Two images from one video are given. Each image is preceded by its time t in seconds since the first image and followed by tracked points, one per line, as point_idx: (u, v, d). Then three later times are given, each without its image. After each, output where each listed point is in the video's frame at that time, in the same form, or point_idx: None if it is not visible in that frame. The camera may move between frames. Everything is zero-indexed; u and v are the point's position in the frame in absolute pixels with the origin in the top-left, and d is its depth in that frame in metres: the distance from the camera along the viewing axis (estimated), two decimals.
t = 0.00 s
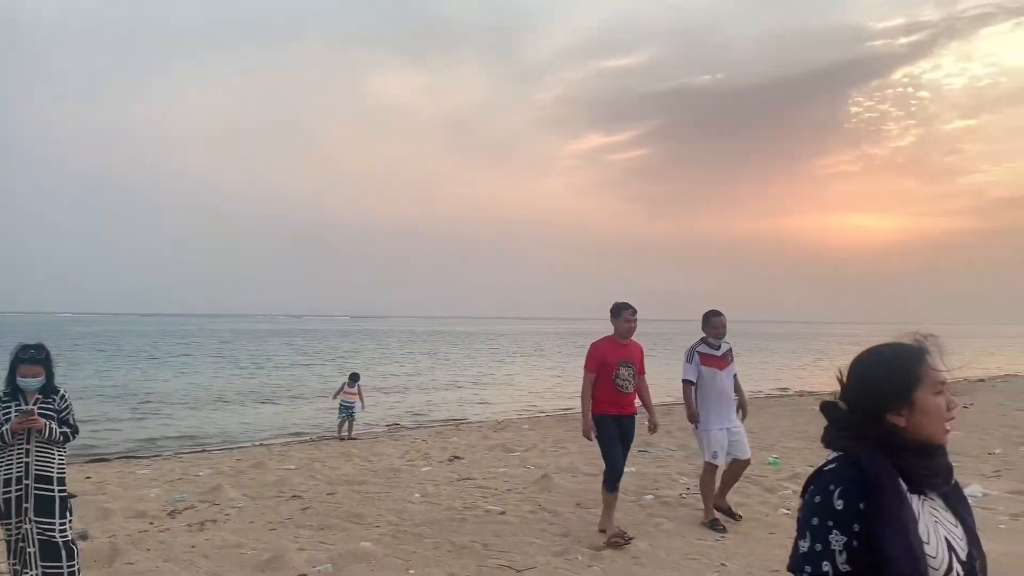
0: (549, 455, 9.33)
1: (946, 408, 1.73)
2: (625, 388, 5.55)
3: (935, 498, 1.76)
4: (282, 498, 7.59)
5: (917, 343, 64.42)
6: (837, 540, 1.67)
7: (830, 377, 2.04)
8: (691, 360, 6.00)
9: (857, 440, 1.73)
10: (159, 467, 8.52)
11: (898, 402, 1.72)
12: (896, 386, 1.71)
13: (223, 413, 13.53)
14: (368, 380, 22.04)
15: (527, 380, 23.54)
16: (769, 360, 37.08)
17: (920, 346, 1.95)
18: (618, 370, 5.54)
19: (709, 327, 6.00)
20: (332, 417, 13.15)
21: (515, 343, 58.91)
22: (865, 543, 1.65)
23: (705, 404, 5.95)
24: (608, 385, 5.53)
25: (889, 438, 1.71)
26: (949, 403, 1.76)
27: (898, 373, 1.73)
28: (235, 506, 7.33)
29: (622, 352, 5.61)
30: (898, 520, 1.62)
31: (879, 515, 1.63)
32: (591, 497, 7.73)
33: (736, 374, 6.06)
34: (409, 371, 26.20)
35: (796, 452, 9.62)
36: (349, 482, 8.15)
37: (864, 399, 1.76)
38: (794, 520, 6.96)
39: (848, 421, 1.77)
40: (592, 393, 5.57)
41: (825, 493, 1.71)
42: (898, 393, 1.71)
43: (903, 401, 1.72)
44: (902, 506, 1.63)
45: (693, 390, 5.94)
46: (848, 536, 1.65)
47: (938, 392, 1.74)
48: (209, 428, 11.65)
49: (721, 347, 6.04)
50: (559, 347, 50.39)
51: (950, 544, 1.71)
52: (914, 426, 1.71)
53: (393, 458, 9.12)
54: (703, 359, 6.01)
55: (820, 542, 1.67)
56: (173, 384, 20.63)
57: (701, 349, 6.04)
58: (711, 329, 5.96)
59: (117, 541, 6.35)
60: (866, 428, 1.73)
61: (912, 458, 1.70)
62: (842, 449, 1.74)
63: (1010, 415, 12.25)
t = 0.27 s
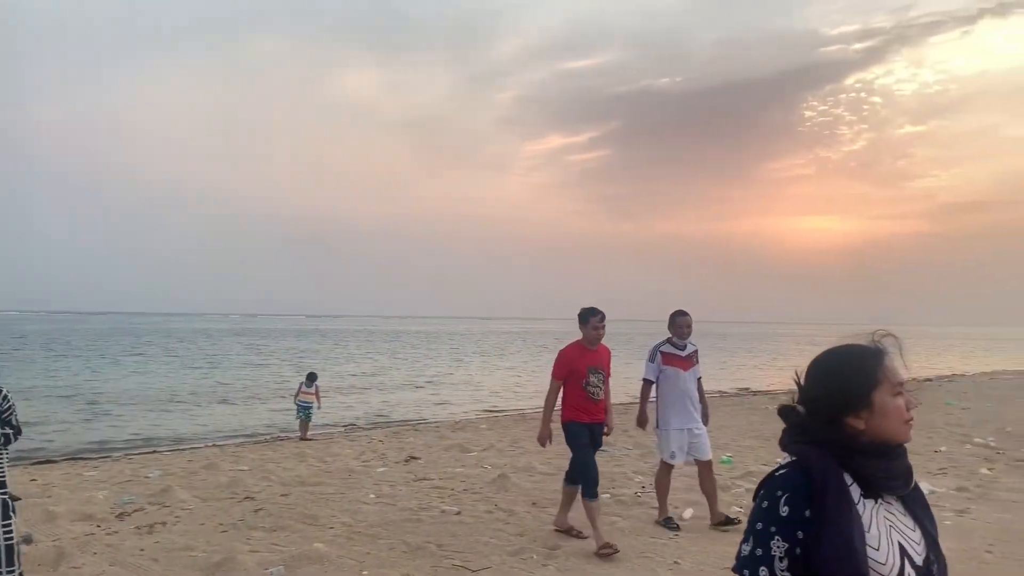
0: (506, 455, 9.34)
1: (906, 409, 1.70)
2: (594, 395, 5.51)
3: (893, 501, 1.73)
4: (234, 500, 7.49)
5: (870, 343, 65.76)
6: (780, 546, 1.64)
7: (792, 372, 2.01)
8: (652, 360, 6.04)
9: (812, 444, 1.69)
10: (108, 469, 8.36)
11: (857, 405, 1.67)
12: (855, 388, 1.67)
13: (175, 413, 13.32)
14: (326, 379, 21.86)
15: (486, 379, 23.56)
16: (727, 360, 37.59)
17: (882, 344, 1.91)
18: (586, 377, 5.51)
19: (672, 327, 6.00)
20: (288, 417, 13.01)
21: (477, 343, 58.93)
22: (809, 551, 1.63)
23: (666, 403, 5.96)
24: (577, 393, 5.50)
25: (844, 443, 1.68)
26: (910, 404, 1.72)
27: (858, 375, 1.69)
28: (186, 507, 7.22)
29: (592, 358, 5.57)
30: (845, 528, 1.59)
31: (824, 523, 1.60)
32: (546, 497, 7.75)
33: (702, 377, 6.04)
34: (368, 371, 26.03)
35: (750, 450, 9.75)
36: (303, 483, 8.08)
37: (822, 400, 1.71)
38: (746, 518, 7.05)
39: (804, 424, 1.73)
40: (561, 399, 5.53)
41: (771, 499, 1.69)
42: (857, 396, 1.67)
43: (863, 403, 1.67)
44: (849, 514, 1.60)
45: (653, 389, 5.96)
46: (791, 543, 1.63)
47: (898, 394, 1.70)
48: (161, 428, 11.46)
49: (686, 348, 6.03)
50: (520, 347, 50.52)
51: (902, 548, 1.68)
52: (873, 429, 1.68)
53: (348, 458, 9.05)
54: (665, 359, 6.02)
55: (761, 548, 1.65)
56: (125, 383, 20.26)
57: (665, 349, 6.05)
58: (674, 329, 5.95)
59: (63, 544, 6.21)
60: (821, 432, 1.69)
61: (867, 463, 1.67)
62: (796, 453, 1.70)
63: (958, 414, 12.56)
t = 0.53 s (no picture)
0: (473, 456, 9.34)
1: (918, 420, 1.68)
2: (575, 394, 5.48)
3: (900, 514, 1.71)
4: (198, 503, 7.41)
5: (834, 345, 66.74)
6: (784, 555, 1.63)
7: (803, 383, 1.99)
8: (637, 362, 6.00)
9: (822, 453, 1.68)
10: (68, 472, 8.22)
11: (868, 415, 1.66)
12: (869, 397, 1.65)
13: (137, 416, 13.13)
14: (292, 381, 21.69)
15: (454, 380, 23.55)
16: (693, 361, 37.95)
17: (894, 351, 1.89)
18: (566, 377, 5.47)
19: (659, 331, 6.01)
20: (252, 419, 12.89)
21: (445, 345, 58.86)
22: (813, 562, 1.61)
23: (648, 406, 5.98)
24: (558, 394, 5.46)
25: (855, 452, 1.66)
26: (921, 415, 1.71)
27: (871, 383, 1.67)
28: (148, 511, 7.12)
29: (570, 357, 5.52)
30: (852, 537, 1.57)
31: (832, 532, 1.59)
32: (513, 498, 7.76)
33: (688, 382, 6.02)
34: (335, 372, 25.87)
35: (715, 451, 9.84)
36: (268, 486, 8.01)
37: (833, 408, 1.69)
38: (710, 518, 7.11)
39: (816, 433, 1.71)
40: (541, 401, 5.50)
41: (779, 506, 1.67)
42: (869, 405, 1.65)
43: (876, 411, 1.66)
44: (857, 523, 1.58)
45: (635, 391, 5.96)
46: (795, 552, 1.61)
47: (910, 403, 1.69)
48: (122, 431, 11.29)
49: (672, 352, 6.03)
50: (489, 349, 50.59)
51: (910, 564, 1.66)
52: (885, 438, 1.66)
53: (314, 461, 8.99)
54: (650, 362, 6.01)
55: (765, 555, 1.63)
56: (85, 385, 19.93)
57: (651, 352, 6.04)
58: (659, 332, 5.96)
59: (21, 549, 6.09)
60: (832, 441, 1.68)
61: (879, 473, 1.64)
62: (804, 460, 1.69)
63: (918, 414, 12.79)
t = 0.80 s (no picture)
0: (448, 461, 9.32)
1: (988, 420, 1.60)
2: (557, 399, 5.14)
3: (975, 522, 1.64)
4: (168, 509, 7.33)
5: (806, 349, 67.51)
6: (862, 555, 1.55)
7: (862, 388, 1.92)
8: (635, 362, 5.99)
9: (891, 453, 1.60)
10: (36, 477, 8.10)
11: (937, 413, 1.58)
12: (937, 394, 1.57)
13: (108, 420, 12.99)
14: (265, 385, 21.57)
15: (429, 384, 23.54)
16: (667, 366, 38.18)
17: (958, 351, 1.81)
18: (545, 382, 5.12)
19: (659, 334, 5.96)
20: (224, 424, 12.79)
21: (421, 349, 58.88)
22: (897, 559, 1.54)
23: (642, 407, 5.93)
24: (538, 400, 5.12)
25: (927, 452, 1.58)
26: (991, 416, 1.62)
27: (937, 382, 1.60)
28: (117, 517, 7.03)
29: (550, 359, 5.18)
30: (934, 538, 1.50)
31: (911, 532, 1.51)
32: (488, 503, 7.74)
33: (685, 386, 5.92)
34: (308, 377, 25.74)
35: (690, 455, 9.90)
36: (240, 491, 7.94)
37: (897, 407, 1.62)
38: (684, 522, 7.15)
39: (882, 434, 1.65)
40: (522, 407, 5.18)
41: (853, 504, 1.59)
42: (939, 401, 1.58)
43: (942, 410, 1.58)
44: (938, 521, 1.51)
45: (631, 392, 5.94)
46: (873, 551, 1.54)
47: (976, 405, 1.61)
48: (92, 436, 11.15)
49: (671, 356, 5.95)
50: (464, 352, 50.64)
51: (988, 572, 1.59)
52: (955, 439, 1.58)
53: (287, 466, 8.93)
54: (648, 363, 5.97)
55: (841, 554, 1.55)
56: (54, 389, 19.69)
57: (649, 353, 5.99)
58: (658, 334, 5.90)
59: None
60: (903, 441, 1.60)
61: (952, 474, 1.57)
62: (876, 460, 1.61)
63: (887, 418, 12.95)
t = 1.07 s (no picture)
0: (424, 466, 9.28)
1: None
2: (543, 407, 5.02)
3: None
4: (139, 514, 7.23)
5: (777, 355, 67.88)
6: (906, 551, 1.58)
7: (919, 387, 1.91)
8: (625, 368, 5.96)
9: (940, 453, 1.60)
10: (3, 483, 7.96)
11: (988, 416, 1.58)
12: (986, 397, 1.57)
13: (77, 426, 12.79)
14: (238, 390, 21.37)
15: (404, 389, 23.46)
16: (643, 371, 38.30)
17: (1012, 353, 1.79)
18: (532, 389, 5.01)
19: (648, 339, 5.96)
20: (197, 430, 12.65)
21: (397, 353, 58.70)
22: (941, 556, 1.56)
23: (632, 413, 5.88)
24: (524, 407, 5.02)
25: (977, 455, 1.58)
26: None
27: (989, 385, 1.60)
28: (86, 523, 6.92)
29: (538, 366, 5.07)
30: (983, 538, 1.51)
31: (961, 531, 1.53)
32: (465, 509, 7.71)
33: (675, 391, 5.91)
34: (282, 381, 25.53)
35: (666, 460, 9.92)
36: (213, 496, 7.85)
37: (949, 407, 1.63)
38: (659, 527, 7.18)
39: (931, 434, 1.65)
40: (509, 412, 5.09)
41: (898, 501, 1.62)
42: (990, 405, 1.57)
43: (993, 415, 1.58)
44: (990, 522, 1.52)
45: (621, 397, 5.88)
46: (916, 548, 1.56)
47: None
48: (61, 442, 10.98)
49: (661, 361, 5.94)
50: (440, 358, 50.39)
51: None
52: (1006, 442, 1.58)
53: (260, 471, 8.85)
54: (637, 369, 5.95)
55: (883, 551, 1.58)
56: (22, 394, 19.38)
57: (639, 359, 5.98)
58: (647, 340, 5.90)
59: None
60: (952, 442, 1.60)
61: (1004, 478, 1.57)
62: (923, 459, 1.62)
63: (859, 423, 13.08)
